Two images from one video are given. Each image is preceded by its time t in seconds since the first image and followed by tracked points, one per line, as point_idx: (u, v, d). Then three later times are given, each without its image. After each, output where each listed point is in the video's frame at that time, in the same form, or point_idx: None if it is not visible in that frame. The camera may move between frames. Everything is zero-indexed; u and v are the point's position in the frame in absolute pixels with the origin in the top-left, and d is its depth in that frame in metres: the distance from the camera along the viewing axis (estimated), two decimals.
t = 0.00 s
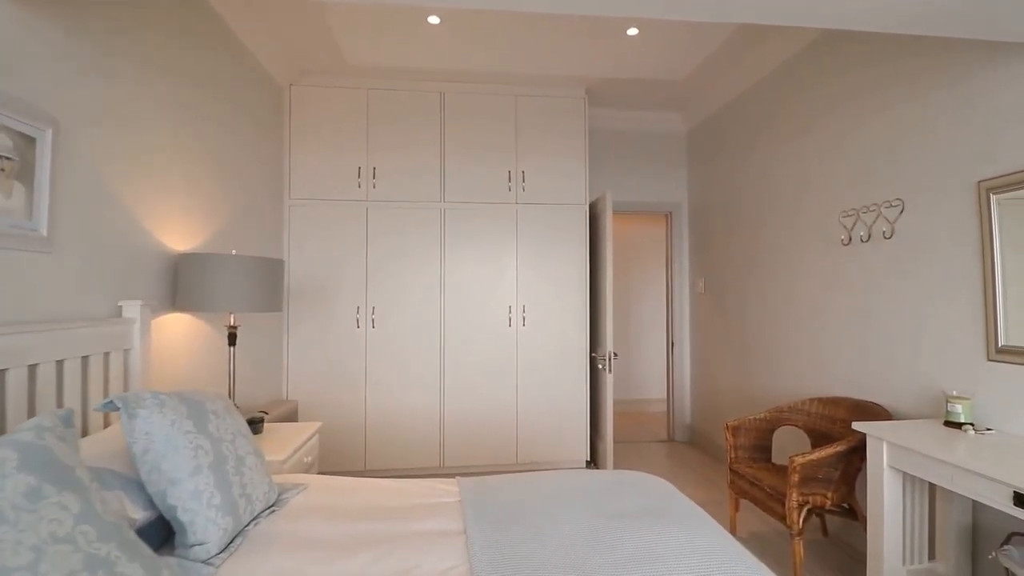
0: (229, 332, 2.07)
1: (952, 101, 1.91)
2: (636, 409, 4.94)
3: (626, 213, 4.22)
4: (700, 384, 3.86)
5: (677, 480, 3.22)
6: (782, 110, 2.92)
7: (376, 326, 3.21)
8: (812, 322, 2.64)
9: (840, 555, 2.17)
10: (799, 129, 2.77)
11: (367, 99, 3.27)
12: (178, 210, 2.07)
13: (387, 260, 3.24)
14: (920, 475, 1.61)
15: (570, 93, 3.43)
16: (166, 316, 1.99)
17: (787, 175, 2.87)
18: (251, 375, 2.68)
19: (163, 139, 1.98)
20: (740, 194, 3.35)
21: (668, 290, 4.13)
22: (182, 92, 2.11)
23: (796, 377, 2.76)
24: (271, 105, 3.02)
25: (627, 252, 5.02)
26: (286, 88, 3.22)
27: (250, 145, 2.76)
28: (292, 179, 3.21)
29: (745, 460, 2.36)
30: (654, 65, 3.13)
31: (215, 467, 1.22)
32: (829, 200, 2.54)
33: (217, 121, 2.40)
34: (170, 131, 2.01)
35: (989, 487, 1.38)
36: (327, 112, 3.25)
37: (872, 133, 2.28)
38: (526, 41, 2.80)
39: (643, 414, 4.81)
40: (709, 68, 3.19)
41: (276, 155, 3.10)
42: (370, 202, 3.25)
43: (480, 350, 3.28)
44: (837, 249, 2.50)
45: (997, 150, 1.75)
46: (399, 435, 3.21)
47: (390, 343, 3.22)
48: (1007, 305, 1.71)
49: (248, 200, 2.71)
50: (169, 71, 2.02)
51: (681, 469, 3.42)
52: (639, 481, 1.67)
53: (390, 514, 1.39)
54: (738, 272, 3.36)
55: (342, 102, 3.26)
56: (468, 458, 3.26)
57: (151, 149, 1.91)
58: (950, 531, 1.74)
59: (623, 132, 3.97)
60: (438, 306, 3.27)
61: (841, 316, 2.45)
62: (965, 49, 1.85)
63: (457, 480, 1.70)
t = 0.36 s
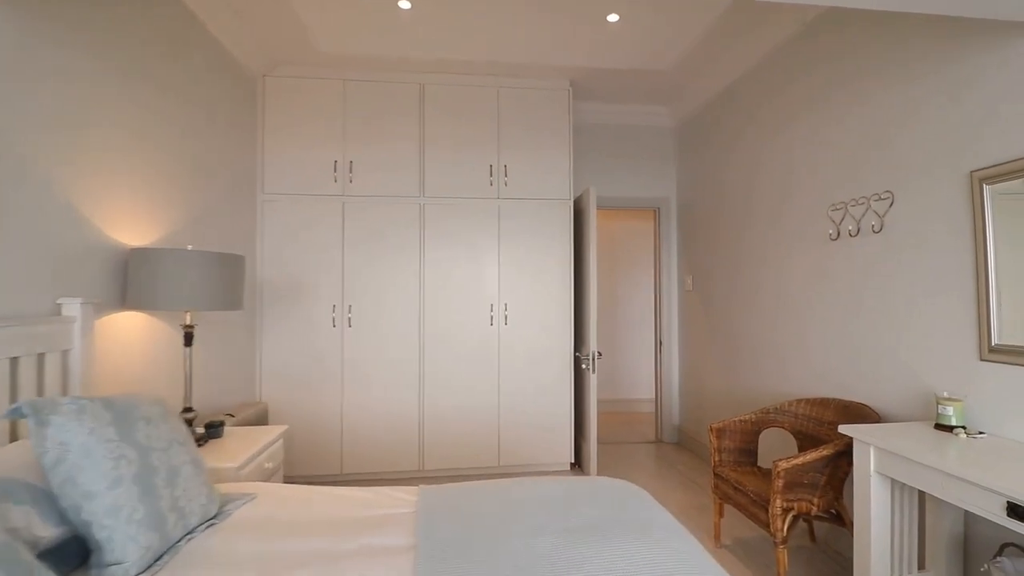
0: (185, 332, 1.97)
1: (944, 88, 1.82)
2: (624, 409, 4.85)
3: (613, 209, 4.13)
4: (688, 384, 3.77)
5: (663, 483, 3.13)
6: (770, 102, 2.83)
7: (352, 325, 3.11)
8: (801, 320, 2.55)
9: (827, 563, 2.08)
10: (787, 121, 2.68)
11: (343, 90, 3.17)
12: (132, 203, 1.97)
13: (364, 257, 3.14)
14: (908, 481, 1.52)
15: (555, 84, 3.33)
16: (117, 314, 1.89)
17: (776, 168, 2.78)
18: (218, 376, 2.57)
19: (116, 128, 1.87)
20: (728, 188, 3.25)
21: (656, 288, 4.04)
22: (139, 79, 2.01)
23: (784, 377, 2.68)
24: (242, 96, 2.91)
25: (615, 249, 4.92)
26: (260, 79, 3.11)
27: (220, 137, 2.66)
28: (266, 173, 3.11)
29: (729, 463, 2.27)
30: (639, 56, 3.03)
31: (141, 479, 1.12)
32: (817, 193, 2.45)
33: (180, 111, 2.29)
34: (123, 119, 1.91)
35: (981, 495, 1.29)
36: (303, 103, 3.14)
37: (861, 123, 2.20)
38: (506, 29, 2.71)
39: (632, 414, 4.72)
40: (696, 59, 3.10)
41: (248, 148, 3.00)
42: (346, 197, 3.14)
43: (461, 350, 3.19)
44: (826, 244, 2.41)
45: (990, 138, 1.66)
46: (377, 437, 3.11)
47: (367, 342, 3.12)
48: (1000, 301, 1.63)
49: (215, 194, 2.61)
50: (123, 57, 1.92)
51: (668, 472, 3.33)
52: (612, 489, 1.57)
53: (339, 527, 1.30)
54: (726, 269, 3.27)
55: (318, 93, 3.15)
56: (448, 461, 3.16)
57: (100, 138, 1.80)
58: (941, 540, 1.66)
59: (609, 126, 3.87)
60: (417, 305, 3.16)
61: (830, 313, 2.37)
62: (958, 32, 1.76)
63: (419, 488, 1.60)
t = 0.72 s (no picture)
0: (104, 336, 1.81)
1: (910, 83, 1.76)
2: (594, 411, 4.78)
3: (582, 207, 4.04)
4: (657, 385, 3.71)
5: (629, 488, 3.05)
6: (738, 98, 2.77)
7: (305, 327, 2.94)
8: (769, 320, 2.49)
9: (792, 570, 2.02)
10: (754, 117, 2.63)
11: (297, 79, 2.99)
12: (44, 193, 1.78)
13: (317, 256, 2.97)
14: (872, 490, 1.45)
15: (520, 77, 3.22)
16: (21, 317, 1.70)
17: (744, 166, 2.72)
18: (151, 382, 2.39)
19: (22, 108, 1.68)
20: (697, 185, 3.19)
21: (625, 287, 3.97)
22: (54, 56, 1.81)
23: (752, 379, 2.62)
24: (183, 83, 2.72)
25: (585, 248, 4.84)
26: (205, 65, 2.91)
27: (156, 125, 2.47)
28: (212, 164, 2.92)
29: (693, 469, 2.19)
30: (606, 48, 2.94)
31: (8, 508, 0.98)
32: (785, 190, 2.39)
33: (107, 95, 2.11)
34: (31, 100, 1.72)
35: (946, 508, 1.22)
36: (252, 91, 2.96)
37: (827, 119, 2.14)
38: (467, 17, 2.58)
39: (602, 416, 4.65)
40: (664, 52, 3.03)
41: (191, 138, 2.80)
42: (298, 191, 2.97)
43: (419, 353, 3.05)
44: (793, 242, 2.35)
45: (955, 133, 1.61)
46: (332, 445, 2.95)
47: (321, 345, 2.96)
48: (965, 301, 1.57)
49: (149, 187, 2.42)
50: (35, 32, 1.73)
51: (636, 475, 3.25)
52: (564, 504, 1.46)
53: (253, 555, 1.15)
54: (694, 268, 3.21)
55: (268, 81, 2.97)
56: (408, 468, 3.02)
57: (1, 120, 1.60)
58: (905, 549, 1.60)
59: (577, 121, 3.78)
60: (375, 305, 3.02)
61: (797, 313, 2.31)
62: (924, 25, 1.70)
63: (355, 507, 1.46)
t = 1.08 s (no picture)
0: None
1: (869, 74, 1.71)
2: (555, 411, 4.69)
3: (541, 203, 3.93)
4: (616, 385, 3.63)
5: (586, 491, 2.96)
6: (697, 91, 2.71)
7: (239, 327, 2.72)
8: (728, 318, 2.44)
9: None
10: (714, 111, 2.57)
11: (230, 57, 2.75)
12: None
13: (252, 248, 2.74)
14: (830, 498, 1.38)
15: (475, 64, 3.07)
16: None
17: (705, 160, 2.65)
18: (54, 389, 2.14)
19: None
20: (657, 181, 3.12)
21: (585, 285, 3.88)
22: None
23: (711, 378, 2.56)
24: (97, 57, 2.44)
25: (545, 245, 4.74)
26: (126, 39, 2.65)
27: (63, 101, 2.21)
28: (133, 149, 2.65)
29: (649, 474, 2.10)
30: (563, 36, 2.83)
31: None
32: (744, 186, 2.34)
33: None
34: None
35: (908, 518, 1.15)
36: (181, 69, 2.70)
37: (786, 112, 2.09)
38: None
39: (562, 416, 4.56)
40: (623, 43, 2.94)
41: (108, 119, 2.53)
42: (232, 178, 2.73)
43: (366, 352, 2.87)
44: (751, 238, 2.30)
45: (914, 126, 1.56)
46: (269, 453, 2.73)
47: (257, 347, 2.73)
48: (923, 300, 1.53)
49: (54, 171, 2.16)
50: None
51: (594, 479, 3.17)
52: (507, 521, 1.34)
53: None
54: (654, 265, 3.15)
55: (198, 57, 2.73)
56: (354, 477, 2.84)
57: None
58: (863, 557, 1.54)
59: (536, 114, 3.66)
60: (317, 303, 2.81)
61: (755, 312, 2.26)
62: (886, 15, 1.65)
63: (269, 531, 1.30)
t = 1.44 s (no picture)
0: None
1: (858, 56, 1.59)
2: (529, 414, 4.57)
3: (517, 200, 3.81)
4: (593, 387, 3.51)
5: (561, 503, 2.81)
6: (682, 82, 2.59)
7: (181, 330, 2.48)
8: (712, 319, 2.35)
9: None
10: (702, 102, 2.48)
11: (170, 33, 2.50)
12: None
13: (196, 244, 2.51)
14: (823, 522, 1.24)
15: (441, 49, 2.88)
16: None
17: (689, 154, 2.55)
18: None
19: None
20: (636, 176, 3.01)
21: (562, 283, 3.76)
22: None
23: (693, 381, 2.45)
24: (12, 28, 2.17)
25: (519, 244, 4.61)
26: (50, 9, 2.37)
27: None
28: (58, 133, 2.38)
29: (624, 488, 1.97)
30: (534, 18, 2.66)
31: None
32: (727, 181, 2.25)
33: None
34: None
35: (913, 547, 1.02)
36: (113, 47, 2.46)
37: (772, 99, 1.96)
38: None
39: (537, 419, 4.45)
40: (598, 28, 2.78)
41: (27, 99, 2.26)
42: (173, 168, 2.50)
43: (328, 359, 2.67)
44: (734, 235, 2.20)
45: (905, 111, 1.44)
46: (215, 467, 2.51)
47: (202, 351, 2.51)
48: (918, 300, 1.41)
49: None
50: None
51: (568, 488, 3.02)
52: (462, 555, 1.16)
53: None
54: (633, 263, 3.05)
55: (130, 34, 2.46)
56: (310, 492, 2.63)
57: None
58: None
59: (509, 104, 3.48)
60: (269, 304, 2.60)
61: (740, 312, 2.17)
62: None
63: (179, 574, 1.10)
